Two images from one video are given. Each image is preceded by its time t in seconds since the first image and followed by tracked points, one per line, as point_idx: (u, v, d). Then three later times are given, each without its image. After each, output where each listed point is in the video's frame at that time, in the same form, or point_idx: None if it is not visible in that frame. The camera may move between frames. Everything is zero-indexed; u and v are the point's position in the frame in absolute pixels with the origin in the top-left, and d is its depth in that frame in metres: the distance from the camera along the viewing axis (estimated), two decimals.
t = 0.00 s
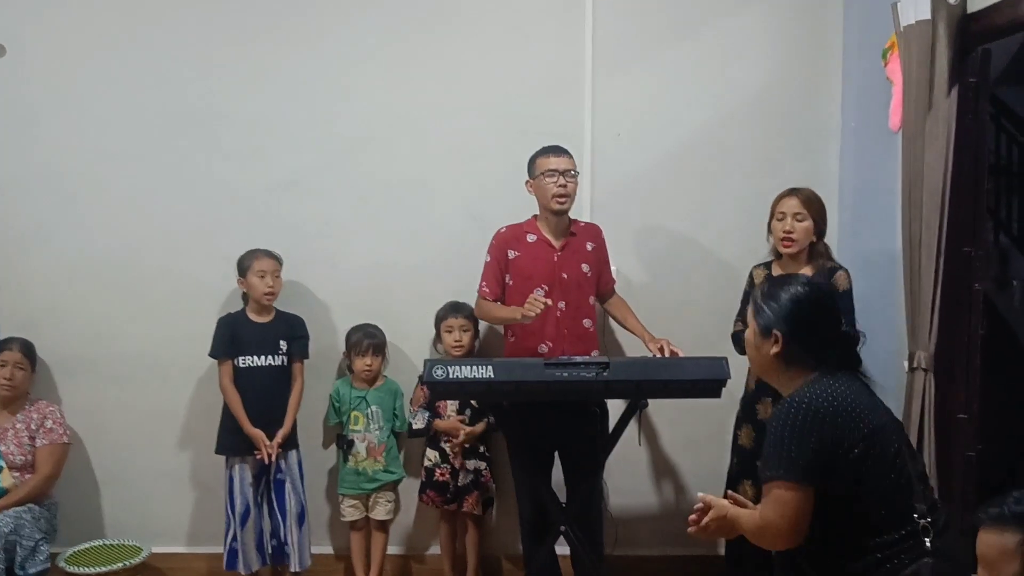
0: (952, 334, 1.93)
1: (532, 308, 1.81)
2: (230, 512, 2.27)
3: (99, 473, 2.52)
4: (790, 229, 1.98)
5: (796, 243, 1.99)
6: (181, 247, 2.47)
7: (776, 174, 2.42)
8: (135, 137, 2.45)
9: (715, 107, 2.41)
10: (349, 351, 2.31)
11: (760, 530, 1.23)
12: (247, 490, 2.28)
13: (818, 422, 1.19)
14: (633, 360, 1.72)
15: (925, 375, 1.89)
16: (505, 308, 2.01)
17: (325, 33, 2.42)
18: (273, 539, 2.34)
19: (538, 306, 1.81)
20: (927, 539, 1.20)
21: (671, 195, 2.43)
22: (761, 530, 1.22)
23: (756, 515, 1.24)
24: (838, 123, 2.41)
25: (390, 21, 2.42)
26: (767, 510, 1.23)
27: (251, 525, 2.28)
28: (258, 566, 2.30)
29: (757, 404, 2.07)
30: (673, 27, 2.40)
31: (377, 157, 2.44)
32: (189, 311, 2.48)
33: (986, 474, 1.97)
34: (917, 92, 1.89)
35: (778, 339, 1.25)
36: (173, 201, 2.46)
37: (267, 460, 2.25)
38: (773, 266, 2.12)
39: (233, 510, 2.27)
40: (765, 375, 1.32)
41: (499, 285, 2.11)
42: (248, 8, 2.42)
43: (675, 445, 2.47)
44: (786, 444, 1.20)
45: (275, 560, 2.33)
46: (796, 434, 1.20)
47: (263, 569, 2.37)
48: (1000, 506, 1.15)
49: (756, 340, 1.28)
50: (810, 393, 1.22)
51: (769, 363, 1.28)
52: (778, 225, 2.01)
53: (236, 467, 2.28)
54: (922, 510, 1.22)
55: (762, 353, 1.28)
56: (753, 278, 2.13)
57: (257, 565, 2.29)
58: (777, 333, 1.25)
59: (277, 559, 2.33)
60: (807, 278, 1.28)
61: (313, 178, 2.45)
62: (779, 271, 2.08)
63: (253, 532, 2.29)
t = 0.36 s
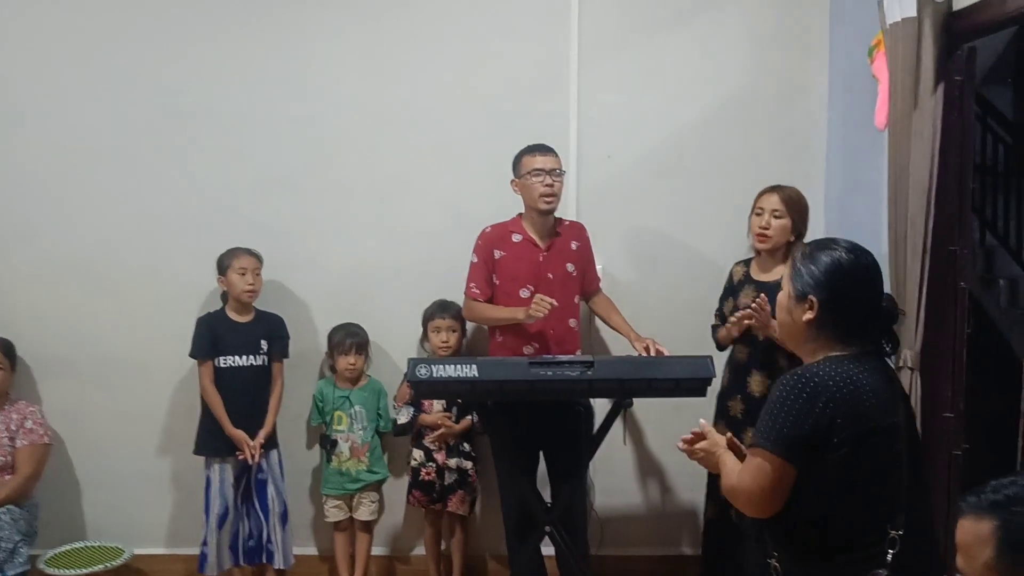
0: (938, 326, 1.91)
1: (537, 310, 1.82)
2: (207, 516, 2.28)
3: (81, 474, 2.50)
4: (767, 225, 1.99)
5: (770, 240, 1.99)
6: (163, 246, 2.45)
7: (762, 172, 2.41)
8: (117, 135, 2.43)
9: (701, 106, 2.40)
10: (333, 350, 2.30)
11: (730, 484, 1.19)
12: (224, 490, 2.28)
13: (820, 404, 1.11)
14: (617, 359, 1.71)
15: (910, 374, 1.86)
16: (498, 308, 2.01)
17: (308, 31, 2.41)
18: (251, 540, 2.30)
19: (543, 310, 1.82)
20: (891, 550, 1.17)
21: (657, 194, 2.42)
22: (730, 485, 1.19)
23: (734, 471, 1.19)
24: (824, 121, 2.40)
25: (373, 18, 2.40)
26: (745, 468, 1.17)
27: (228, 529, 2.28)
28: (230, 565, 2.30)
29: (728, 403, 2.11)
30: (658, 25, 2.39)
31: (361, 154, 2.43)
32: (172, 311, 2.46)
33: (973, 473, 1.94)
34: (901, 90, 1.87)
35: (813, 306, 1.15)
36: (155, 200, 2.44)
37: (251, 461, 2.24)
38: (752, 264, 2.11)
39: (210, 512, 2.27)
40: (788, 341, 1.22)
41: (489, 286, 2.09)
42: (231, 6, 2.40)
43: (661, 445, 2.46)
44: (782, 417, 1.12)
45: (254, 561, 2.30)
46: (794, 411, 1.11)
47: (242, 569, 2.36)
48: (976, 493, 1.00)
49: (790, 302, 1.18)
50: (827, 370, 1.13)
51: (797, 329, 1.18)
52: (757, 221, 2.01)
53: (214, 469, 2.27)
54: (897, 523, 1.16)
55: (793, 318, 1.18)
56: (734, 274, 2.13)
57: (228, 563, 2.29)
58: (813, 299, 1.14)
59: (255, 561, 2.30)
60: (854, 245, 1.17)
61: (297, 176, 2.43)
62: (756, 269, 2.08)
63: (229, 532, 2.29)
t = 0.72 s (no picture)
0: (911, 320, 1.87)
1: (519, 302, 1.84)
2: (193, 515, 2.23)
3: (60, 472, 2.47)
4: (727, 218, 2.04)
5: (731, 232, 2.04)
6: (143, 240, 2.43)
7: (745, 168, 2.42)
8: (96, 129, 2.41)
9: (686, 102, 2.40)
10: (315, 346, 2.29)
11: (743, 472, 1.18)
12: (213, 486, 2.26)
13: (836, 390, 1.13)
14: (601, 354, 1.71)
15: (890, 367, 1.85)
16: (485, 303, 2.01)
17: (292, 25, 2.39)
18: (236, 536, 2.31)
19: (525, 299, 1.83)
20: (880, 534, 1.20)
21: (641, 190, 2.42)
22: (743, 475, 1.17)
23: (743, 457, 1.19)
24: (808, 117, 2.41)
25: (357, 12, 2.39)
26: (758, 454, 1.16)
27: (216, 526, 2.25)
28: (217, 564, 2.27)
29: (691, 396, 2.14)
30: (644, 20, 2.39)
31: (344, 149, 2.41)
32: (153, 307, 2.44)
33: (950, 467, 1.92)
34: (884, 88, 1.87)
35: (833, 295, 1.17)
36: (136, 195, 2.42)
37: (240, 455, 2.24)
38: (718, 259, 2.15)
39: (197, 510, 2.23)
40: (794, 327, 1.24)
41: (472, 282, 2.10)
42: None
43: (644, 440, 2.47)
44: (799, 398, 1.14)
45: (237, 557, 2.31)
46: (811, 394, 1.13)
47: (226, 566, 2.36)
48: (953, 485, 1.00)
49: (806, 290, 1.19)
50: (843, 354, 1.16)
51: (812, 316, 1.21)
52: (718, 215, 2.06)
53: (201, 465, 2.24)
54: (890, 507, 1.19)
55: (809, 306, 1.20)
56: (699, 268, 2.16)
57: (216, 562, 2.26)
58: (832, 288, 1.17)
59: (239, 556, 2.31)
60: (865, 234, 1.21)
61: (279, 171, 2.42)
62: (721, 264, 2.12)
63: (217, 529, 2.26)
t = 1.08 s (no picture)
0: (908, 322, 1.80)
1: (483, 301, 1.89)
2: (199, 509, 2.26)
3: (59, 471, 2.48)
4: (706, 218, 2.05)
5: (711, 232, 2.05)
6: (142, 240, 2.43)
7: (742, 167, 2.43)
8: (95, 128, 2.41)
9: (683, 101, 2.42)
10: (315, 344, 2.29)
11: (780, 442, 1.25)
12: (218, 484, 2.27)
13: (874, 371, 1.23)
14: (599, 352, 1.72)
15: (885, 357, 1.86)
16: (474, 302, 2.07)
17: (291, 23, 2.39)
18: (243, 534, 2.31)
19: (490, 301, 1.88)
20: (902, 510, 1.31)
21: (639, 188, 2.43)
22: (782, 445, 1.24)
23: (781, 430, 1.26)
24: (804, 116, 2.43)
25: (356, 12, 2.39)
26: (797, 426, 1.23)
27: (223, 520, 2.27)
28: (230, 561, 2.29)
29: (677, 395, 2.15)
30: (641, 20, 2.40)
31: (343, 148, 2.42)
32: (152, 305, 2.45)
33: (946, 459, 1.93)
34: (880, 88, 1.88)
35: (865, 284, 1.26)
36: (135, 194, 2.42)
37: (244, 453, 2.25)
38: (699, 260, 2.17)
39: (202, 504, 2.26)
40: (823, 314, 1.32)
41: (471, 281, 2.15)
42: None
43: (642, 436, 2.48)
44: (842, 379, 1.22)
45: (245, 555, 2.30)
46: (853, 374, 1.22)
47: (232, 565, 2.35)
48: (957, 482, 1.03)
49: (839, 280, 1.27)
50: (877, 339, 1.25)
51: (843, 304, 1.29)
52: (697, 215, 2.08)
53: (207, 462, 2.26)
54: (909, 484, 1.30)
55: (842, 295, 1.28)
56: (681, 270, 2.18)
57: (229, 560, 2.28)
58: (865, 277, 1.26)
59: (247, 554, 2.31)
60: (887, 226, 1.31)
61: (278, 170, 2.42)
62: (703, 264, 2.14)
63: (225, 527, 2.27)
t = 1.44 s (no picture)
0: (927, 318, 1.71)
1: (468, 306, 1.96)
2: (205, 506, 2.26)
3: (62, 471, 2.48)
4: (705, 217, 2.05)
5: (711, 231, 2.05)
6: (144, 240, 2.43)
7: (746, 167, 2.43)
8: (97, 128, 2.41)
9: (686, 100, 2.41)
10: (323, 342, 2.29)
11: (829, 427, 1.31)
12: (222, 484, 2.27)
13: (913, 356, 1.32)
14: (602, 351, 1.72)
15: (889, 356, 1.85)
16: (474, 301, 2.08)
17: (294, 23, 2.39)
18: (249, 533, 2.31)
19: (474, 306, 1.95)
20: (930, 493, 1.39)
21: (642, 188, 2.43)
22: (830, 429, 1.31)
23: (826, 416, 1.32)
24: (807, 116, 2.42)
25: (359, 12, 2.39)
26: (846, 410, 1.31)
27: (228, 519, 2.26)
28: (236, 561, 2.28)
29: (687, 396, 2.13)
30: (643, 19, 2.40)
31: (346, 149, 2.42)
32: (155, 306, 2.44)
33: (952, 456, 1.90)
34: (884, 86, 1.89)
35: (893, 277, 1.36)
36: (137, 194, 2.42)
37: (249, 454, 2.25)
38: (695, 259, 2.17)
39: (208, 501, 2.26)
40: (850, 307, 1.41)
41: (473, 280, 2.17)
42: None
43: (646, 436, 2.48)
44: (890, 362, 1.30)
45: (250, 555, 2.31)
46: (896, 358, 1.31)
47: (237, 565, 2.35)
48: (963, 484, 1.03)
49: (868, 273, 1.36)
50: (912, 326, 1.35)
51: (872, 298, 1.37)
52: (695, 214, 2.07)
53: (213, 461, 2.26)
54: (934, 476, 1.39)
55: (872, 290, 1.37)
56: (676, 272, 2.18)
57: (234, 560, 2.28)
58: (892, 271, 1.35)
59: (254, 554, 2.32)
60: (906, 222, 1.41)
61: (281, 171, 2.42)
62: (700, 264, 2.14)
63: (231, 527, 2.27)
